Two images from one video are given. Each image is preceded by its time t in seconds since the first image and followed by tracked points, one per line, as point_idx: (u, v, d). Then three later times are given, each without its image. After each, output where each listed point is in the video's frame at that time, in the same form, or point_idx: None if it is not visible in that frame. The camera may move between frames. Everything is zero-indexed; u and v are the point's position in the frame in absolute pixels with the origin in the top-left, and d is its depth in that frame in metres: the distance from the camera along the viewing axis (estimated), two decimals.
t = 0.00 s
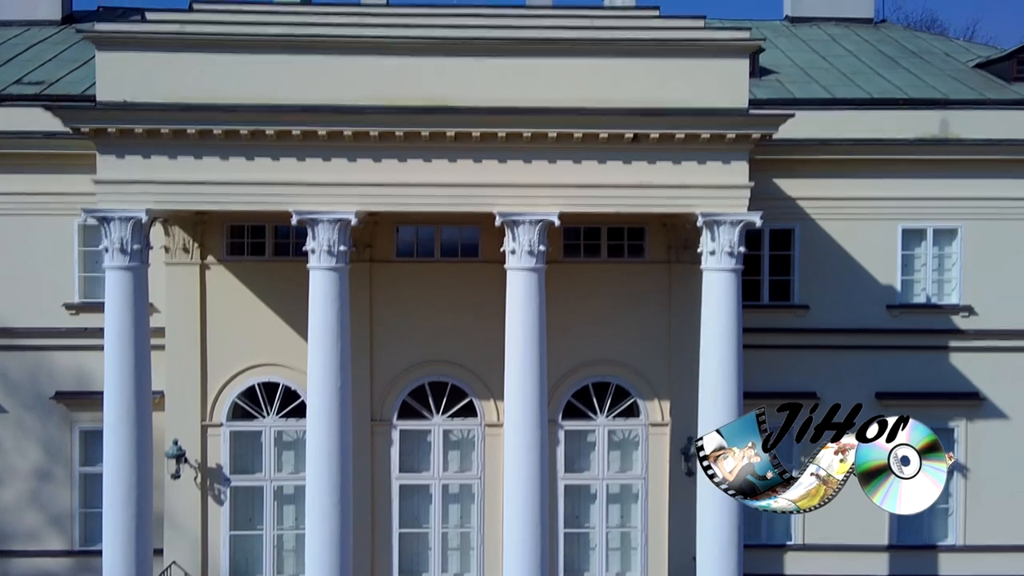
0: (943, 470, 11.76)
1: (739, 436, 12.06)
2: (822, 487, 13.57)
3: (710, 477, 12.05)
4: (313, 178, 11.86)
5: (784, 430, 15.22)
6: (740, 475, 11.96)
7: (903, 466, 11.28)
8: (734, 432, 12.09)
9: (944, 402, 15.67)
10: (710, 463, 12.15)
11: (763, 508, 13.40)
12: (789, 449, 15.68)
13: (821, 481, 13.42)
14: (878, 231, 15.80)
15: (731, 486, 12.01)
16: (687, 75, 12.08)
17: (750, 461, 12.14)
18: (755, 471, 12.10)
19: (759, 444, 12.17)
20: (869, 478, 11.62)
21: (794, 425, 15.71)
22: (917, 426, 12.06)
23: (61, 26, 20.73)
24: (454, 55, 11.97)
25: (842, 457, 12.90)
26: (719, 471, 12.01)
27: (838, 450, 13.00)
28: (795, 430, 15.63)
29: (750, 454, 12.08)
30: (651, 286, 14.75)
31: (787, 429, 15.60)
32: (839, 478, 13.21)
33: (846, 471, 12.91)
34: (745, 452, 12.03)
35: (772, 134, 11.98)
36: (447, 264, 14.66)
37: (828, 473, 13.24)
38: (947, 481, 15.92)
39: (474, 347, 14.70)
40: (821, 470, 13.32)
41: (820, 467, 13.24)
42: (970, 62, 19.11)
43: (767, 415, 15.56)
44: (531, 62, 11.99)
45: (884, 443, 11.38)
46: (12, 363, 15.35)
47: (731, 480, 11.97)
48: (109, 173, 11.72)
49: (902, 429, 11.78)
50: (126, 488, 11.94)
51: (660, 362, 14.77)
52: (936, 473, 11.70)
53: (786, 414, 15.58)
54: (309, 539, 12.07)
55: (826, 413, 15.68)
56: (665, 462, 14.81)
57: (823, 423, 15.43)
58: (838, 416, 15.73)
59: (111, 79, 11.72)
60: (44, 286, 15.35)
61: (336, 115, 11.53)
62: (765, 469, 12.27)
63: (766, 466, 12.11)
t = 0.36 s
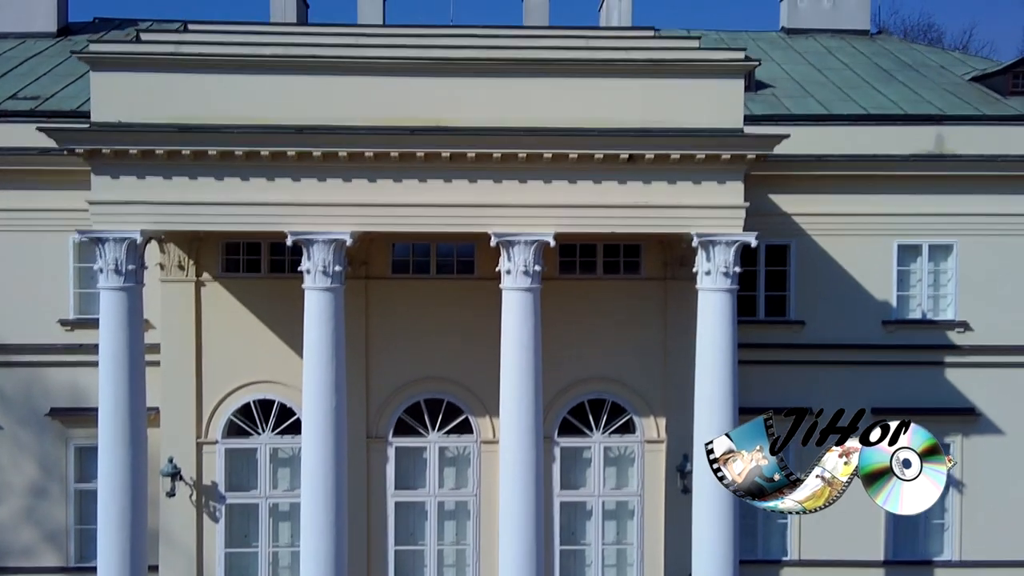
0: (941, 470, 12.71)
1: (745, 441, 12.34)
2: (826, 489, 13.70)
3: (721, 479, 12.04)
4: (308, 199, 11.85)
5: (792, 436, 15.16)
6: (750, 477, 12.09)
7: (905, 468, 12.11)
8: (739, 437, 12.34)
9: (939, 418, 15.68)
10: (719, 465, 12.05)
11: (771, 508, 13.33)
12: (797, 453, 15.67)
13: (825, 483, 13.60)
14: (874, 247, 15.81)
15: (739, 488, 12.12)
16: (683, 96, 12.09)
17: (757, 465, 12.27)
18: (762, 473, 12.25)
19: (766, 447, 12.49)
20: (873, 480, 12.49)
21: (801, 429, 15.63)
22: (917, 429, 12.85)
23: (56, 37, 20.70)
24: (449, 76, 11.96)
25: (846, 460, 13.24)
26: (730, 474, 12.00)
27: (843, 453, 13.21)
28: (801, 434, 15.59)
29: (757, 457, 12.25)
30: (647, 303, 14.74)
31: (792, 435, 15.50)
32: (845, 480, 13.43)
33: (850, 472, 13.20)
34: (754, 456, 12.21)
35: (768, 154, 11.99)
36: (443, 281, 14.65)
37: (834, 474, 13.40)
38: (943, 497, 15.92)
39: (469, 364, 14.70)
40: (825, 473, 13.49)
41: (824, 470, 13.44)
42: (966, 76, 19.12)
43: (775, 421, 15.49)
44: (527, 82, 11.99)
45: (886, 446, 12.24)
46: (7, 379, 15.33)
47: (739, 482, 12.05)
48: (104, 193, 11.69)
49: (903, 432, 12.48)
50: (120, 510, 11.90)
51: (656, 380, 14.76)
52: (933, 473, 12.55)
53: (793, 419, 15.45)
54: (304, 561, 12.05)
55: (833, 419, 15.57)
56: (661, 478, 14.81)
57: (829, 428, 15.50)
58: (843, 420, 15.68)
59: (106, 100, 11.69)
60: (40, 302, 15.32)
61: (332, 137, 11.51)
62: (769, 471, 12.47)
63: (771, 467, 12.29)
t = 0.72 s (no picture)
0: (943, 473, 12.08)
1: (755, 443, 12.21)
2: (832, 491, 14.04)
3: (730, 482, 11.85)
4: (306, 219, 11.85)
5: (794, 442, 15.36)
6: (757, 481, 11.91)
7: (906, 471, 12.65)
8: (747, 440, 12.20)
9: (938, 434, 15.68)
10: (727, 468, 11.81)
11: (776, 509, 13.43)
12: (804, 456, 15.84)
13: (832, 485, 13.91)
14: (872, 262, 15.80)
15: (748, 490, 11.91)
16: (681, 116, 12.10)
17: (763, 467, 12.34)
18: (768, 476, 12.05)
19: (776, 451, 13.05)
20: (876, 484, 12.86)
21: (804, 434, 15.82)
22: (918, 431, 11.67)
23: (55, 50, 20.70)
24: (447, 97, 11.97)
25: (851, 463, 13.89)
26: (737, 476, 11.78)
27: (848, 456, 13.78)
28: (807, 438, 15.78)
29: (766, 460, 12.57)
30: (645, 320, 14.72)
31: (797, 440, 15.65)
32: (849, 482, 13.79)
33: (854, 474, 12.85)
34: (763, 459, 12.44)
35: (765, 174, 11.98)
36: (440, 298, 14.64)
37: (838, 477, 12.91)
38: (941, 512, 15.92)
39: (467, 381, 14.69)
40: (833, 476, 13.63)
41: (830, 471, 12.85)
42: (964, 89, 19.12)
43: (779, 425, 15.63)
44: (524, 103, 12.01)
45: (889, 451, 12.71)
46: (4, 395, 15.32)
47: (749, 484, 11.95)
48: (101, 214, 11.69)
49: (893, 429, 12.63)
50: (117, 530, 11.87)
51: (654, 396, 14.75)
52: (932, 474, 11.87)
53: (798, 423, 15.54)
54: None
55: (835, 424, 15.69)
56: (659, 495, 14.79)
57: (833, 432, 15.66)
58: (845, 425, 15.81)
59: (104, 120, 11.70)
60: (37, 318, 15.31)
61: (329, 158, 11.50)
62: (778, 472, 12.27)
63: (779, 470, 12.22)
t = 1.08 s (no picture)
0: (940, 474, 14.39)
1: (761, 447, 13.40)
2: (836, 492, 14.74)
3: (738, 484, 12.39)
4: (307, 240, 11.86)
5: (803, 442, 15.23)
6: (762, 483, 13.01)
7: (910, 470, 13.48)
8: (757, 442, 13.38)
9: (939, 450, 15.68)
10: (737, 470, 12.26)
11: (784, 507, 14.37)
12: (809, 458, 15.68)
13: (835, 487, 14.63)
14: (873, 278, 15.81)
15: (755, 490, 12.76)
16: (681, 137, 12.13)
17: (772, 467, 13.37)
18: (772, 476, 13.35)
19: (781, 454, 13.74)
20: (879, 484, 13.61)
21: (811, 435, 15.69)
22: (918, 439, 14.30)
23: (56, 62, 20.71)
24: (448, 117, 11.99)
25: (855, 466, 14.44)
26: (748, 478, 12.47)
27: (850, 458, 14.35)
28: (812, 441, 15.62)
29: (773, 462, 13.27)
30: (646, 337, 14.72)
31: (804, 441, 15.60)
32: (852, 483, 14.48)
33: (857, 477, 14.33)
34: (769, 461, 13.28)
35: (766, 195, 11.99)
36: (442, 315, 14.65)
37: (841, 479, 14.49)
38: (942, 528, 15.93)
39: (468, 397, 14.69)
40: (834, 476, 14.59)
41: (834, 473, 14.54)
42: (965, 103, 19.11)
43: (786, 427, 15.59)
44: (525, 123, 12.03)
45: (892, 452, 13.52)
46: (5, 412, 15.32)
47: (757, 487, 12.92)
48: (103, 235, 11.71)
49: (907, 439, 13.85)
50: (118, 551, 11.87)
51: (655, 413, 14.75)
52: (932, 477, 14.18)
53: (804, 426, 15.60)
54: None
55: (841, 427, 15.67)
56: (659, 512, 14.80)
57: (839, 435, 15.67)
58: (850, 429, 15.71)
59: (105, 142, 11.71)
60: (38, 334, 15.32)
61: (330, 179, 11.52)
62: (785, 474, 13.80)
63: (786, 471, 13.75)
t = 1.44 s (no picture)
0: (941, 475, 14.38)
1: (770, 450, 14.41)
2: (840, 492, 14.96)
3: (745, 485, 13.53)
4: (308, 261, 11.89)
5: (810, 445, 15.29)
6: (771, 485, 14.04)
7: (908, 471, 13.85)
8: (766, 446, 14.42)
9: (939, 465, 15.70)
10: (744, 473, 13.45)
11: (788, 509, 14.65)
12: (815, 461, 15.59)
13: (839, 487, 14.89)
14: (872, 294, 15.84)
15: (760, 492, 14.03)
16: (682, 158, 12.18)
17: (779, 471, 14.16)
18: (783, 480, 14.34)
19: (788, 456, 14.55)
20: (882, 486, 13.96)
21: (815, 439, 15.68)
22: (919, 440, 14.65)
23: (56, 74, 20.74)
24: (448, 139, 12.03)
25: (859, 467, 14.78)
26: (754, 479, 13.57)
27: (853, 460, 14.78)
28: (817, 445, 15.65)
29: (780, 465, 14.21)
30: (646, 354, 14.74)
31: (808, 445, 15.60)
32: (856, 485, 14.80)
33: (860, 478, 14.71)
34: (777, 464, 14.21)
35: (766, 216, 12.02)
36: (442, 332, 14.67)
37: (845, 480, 14.83)
38: (942, 543, 15.95)
39: (468, 413, 14.71)
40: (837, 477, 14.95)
41: (836, 475, 14.95)
42: (964, 116, 19.14)
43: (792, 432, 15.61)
44: (525, 145, 12.07)
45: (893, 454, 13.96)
46: (6, 428, 15.34)
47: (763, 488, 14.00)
48: (104, 256, 11.74)
49: (908, 442, 14.26)
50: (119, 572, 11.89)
51: (655, 430, 14.77)
52: (935, 480, 14.32)
53: (809, 430, 15.68)
54: None
55: (845, 430, 15.72)
56: (659, 528, 14.83)
57: (841, 438, 15.72)
58: (852, 433, 15.76)
59: (106, 163, 11.74)
60: (39, 351, 15.34)
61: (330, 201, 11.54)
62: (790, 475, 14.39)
63: (792, 474, 14.35)
